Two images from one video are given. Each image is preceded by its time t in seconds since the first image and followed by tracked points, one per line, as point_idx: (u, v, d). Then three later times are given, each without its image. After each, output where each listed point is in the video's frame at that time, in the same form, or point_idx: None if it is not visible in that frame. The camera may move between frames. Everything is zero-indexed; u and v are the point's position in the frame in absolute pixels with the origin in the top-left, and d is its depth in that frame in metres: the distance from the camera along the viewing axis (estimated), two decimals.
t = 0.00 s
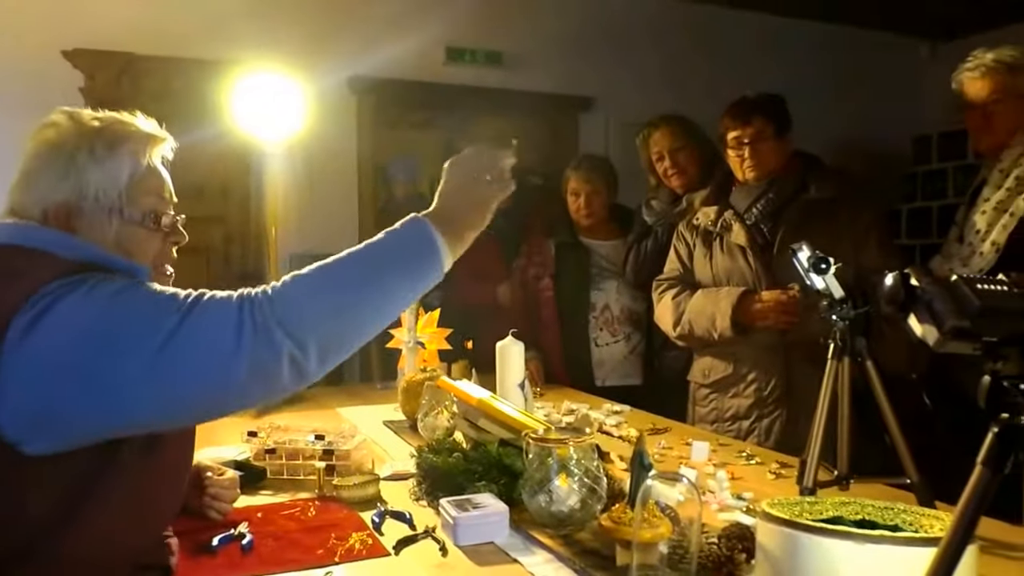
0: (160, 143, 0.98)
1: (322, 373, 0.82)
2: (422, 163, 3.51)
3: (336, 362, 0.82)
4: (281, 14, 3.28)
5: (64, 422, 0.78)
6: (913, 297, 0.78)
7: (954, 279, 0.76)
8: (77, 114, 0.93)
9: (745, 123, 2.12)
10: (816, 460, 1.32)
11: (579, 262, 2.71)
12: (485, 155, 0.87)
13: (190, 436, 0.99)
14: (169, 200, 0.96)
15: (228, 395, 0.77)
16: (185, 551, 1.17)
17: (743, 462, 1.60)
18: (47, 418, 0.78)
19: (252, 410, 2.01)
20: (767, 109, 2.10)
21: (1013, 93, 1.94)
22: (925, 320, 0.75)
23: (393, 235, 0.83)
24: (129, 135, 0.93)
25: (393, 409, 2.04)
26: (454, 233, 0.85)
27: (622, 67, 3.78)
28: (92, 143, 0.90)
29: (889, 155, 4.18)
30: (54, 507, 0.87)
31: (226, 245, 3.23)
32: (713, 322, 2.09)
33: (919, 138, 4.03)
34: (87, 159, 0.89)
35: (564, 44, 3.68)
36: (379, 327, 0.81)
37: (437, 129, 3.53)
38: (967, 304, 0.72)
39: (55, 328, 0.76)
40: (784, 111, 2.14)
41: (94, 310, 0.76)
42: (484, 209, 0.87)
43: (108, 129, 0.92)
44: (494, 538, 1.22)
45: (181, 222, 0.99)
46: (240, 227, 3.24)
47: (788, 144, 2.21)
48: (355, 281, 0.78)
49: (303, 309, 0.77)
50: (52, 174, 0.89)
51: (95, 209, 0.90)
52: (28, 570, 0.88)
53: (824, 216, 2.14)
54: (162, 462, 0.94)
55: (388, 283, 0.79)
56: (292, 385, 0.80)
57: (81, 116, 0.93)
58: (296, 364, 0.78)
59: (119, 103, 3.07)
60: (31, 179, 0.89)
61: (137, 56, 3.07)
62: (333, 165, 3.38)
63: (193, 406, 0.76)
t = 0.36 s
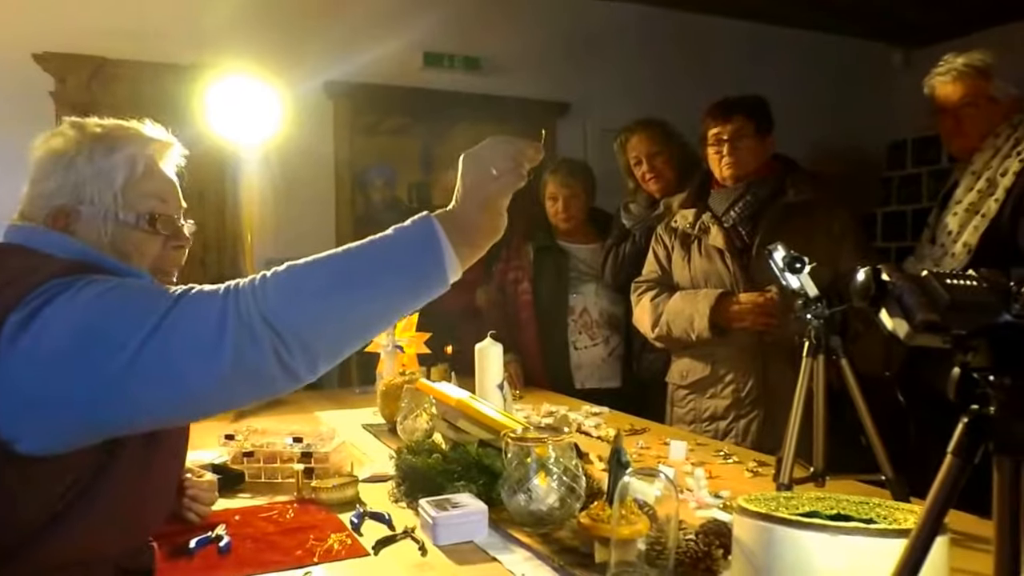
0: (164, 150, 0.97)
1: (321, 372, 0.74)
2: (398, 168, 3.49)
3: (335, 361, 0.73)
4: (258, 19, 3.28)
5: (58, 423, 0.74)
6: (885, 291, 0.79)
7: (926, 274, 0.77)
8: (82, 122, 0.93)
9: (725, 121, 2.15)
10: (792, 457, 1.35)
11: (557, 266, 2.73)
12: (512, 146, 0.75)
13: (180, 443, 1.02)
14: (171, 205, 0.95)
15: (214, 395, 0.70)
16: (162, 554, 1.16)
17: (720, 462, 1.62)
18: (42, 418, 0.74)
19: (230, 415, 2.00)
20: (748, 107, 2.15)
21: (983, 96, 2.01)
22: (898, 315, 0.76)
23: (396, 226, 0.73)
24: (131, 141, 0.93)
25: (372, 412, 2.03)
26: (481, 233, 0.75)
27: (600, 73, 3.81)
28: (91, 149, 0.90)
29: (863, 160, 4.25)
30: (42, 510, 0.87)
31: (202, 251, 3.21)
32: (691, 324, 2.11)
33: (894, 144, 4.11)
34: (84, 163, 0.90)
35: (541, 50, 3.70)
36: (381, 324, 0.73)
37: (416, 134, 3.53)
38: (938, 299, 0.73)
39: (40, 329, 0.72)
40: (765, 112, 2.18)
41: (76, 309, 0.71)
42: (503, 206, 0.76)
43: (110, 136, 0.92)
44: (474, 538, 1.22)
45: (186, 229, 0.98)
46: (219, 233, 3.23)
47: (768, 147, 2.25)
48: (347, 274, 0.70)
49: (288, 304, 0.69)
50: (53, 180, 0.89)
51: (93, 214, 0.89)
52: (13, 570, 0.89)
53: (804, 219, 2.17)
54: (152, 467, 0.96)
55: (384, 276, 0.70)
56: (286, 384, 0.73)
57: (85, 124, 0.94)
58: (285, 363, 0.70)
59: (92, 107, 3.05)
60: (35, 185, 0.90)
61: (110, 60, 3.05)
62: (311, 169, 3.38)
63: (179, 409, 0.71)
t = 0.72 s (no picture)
0: (158, 156, 0.98)
1: (298, 377, 0.72)
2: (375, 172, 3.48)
3: (313, 366, 0.71)
4: (236, 23, 3.27)
5: (34, 428, 0.73)
6: (854, 290, 0.81)
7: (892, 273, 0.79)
8: (75, 128, 0.95)
9: (703, 124, 2.18)
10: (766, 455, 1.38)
11: (536, 271, 2.75)
12: (495, 144, 0.74)
13: (162, 447, 1.07)
14: (154, 209, 0.95)
15: (187, 399, 0.69)
16: (140, 557, 1.15)
17: (697, 462, 1.64)
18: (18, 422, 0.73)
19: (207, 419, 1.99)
20: (726, 113, 2.17)
21: (951, 102, 2.09)
22: (866, 313, 0.78)
23: (375, 226, 0.72)
24: (120, 147, 0.93)
25: (351, 416, 2.03)
26: (463, 235, 0.73)
27: (579, 79, 3.85)
28: (78, 154, 0.91)
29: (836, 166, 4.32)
30: (26, 515, 0.90)
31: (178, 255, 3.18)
32: (669, 326, 2.13)
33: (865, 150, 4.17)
34: (70, 166, 0.91)
35: (519, 56, 3.73)
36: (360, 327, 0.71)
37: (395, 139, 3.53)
38: (905, 296, 0.75)
39: (18, 331, 0.71)
40: (741, 117, 2.21)
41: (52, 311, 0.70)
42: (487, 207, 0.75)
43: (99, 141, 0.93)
44: (453, 538, 1.23)
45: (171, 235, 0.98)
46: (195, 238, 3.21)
47: (744, 152, 2.29)
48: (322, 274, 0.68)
49: (261, 305, 0.67)
50: (42, 184, 0.91)
51: (76, 217, 0.90)
52: None
53: (780, 223, 2.21)
54: (132, 471, 1.00)
55: (361, 276, 0.69)
56: (263, 389, 0.71)
57: (78, 129, 0.95)
58: (258, 365, 0.69)
59: (67, 110, 3.02)
60: (25, 189, 0.93)
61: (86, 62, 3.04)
62: (288, 175, 3.38)
63: (152, 413, 0.69)
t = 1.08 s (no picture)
0: (145, 165, 1.00)
1: (277, 377, 0.71)
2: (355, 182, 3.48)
3: (291, 366, 0.71)
4: (216, 33, 3.27)
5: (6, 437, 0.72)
6: (822, 292, 0.82)
7: (861, 276, 0.80)
8: (60, 137, 0.97)
9: (679, 134, 2.22)
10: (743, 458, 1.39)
11: (516, 280, 2.78)
12: (466, 135, 0.75)
13: (144, 455, 1.07)
14: (140, 218, 0.96)
15: (165, 399, 0.68)
16: (118, 566, 1.15)
17: (675, 467, 1.66)
18: None
19: (185, 428, 1.98)
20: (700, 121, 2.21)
21: (919, 114, 2.16)
22: (835, 316, 0.79)
23: (351, 223, 0.72)
24: (104, 155, 0.94)
25: (331, 425, 2.03)
26: (440, 227, 0.74)
27: (558, 90, 3.88)
28: (62, 163, 0.92)
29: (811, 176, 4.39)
30: (7, 524, 0.91)
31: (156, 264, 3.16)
32: (646, 332, 2.16)
33: (838, 160, 4.22)
34: (56, 175, 0.92)
35: (497, 66, 3.75)
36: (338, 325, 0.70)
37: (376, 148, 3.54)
38: (873, 299, 0.77)
39: None
40: (716, 127, 2.25)
41: (25, 313, 0.70)
42: (463, 201, 0.76)
43: (84, 149, 0.94)
44: (433, 544, 1.24)
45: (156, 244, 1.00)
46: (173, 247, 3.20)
47: (720, 161, 2.32)
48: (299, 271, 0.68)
49: (237, 303, 0.67)
50: (27, 191, 0.92)
51: (59, 224, 0.90)
52: None
53: (754, 228, 2.26)
54: (113, 480, 1.00)
55: (337, 271, 0.69)
56: (240, 389, 0.70)
57: (64, 138, 0.96)
58: (235, 364, 0.68)
59: (43, 118, 3.00)
60: (9, 196, 0.93)
61: (64, 70, 3.04)
62: (267, 184, 3.38)
63: (129, 415, 0.68)
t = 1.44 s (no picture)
0: (123, 181, 1.00)
1: (247, 395, 0.71)
2: (333, 195, 3.49)
3: (262, 385, 0.71)
4: (196, 48, 3.27)
5: None
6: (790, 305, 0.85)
7: (828, 288, 0.83)
8: (39, 150, 0.97)
9: (654, 150, 2.26)
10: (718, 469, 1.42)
11: (496, 295, 2.81)
12: (438, 154, 0.77)
13: (118, 465, 1.07)
14: (119, 233, 0.97)
15: (135, 417, 0.69)
16: None
17: (653, 477, 1.68)
18: None
19: (162, 442, 1.97)
20: (675, 136, 2.25)
21: (885, 130, 2.24)
22: (803, 327, 0.82)
23: (325, 242, 0.73)
24: (83, 170, 0.95)
25: (310, 438, 2.03)
26: (414, 247, 0.75)
27: (537, 105, 3.92)
28: (41, 176, 0.93)
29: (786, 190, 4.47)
30: None
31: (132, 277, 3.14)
32: (624, 344, 2.18)
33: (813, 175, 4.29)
34: (34, 189, 0.93)
35: (477, 82, 3.78)
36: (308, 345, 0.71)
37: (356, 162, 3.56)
38: (840, 310, 0.80)
39: None
40: (693, 142, 2.29)
41: None
42: (436, 221, 0.77)
43: (63, 164, 0.95)
44: (412, 555, 1.24)
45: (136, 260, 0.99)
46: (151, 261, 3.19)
47: (695, 176, 2.37)
48: (269, 290, 0.69)
49: (207, 321, 0.68)
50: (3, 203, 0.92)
51: (37, 238, 0.91)
52: None
53: (729, 242, 2.30)
54: (86, 503, 1.01)
55: (308, 290, 0.69)
56: (211, 408, 0.71)
57: (43, 152, 0.97)
58: (205, 382, 0.69)
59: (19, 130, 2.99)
60: None
61: (40, 83, 3.02)
62: (246, 198, 3.38)
63: (98, 433, 0.69)
